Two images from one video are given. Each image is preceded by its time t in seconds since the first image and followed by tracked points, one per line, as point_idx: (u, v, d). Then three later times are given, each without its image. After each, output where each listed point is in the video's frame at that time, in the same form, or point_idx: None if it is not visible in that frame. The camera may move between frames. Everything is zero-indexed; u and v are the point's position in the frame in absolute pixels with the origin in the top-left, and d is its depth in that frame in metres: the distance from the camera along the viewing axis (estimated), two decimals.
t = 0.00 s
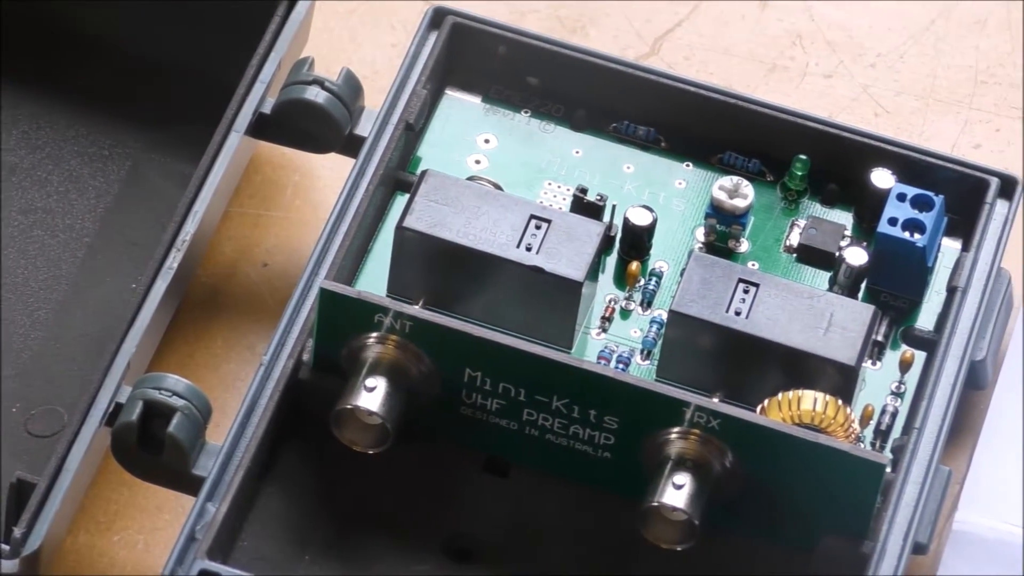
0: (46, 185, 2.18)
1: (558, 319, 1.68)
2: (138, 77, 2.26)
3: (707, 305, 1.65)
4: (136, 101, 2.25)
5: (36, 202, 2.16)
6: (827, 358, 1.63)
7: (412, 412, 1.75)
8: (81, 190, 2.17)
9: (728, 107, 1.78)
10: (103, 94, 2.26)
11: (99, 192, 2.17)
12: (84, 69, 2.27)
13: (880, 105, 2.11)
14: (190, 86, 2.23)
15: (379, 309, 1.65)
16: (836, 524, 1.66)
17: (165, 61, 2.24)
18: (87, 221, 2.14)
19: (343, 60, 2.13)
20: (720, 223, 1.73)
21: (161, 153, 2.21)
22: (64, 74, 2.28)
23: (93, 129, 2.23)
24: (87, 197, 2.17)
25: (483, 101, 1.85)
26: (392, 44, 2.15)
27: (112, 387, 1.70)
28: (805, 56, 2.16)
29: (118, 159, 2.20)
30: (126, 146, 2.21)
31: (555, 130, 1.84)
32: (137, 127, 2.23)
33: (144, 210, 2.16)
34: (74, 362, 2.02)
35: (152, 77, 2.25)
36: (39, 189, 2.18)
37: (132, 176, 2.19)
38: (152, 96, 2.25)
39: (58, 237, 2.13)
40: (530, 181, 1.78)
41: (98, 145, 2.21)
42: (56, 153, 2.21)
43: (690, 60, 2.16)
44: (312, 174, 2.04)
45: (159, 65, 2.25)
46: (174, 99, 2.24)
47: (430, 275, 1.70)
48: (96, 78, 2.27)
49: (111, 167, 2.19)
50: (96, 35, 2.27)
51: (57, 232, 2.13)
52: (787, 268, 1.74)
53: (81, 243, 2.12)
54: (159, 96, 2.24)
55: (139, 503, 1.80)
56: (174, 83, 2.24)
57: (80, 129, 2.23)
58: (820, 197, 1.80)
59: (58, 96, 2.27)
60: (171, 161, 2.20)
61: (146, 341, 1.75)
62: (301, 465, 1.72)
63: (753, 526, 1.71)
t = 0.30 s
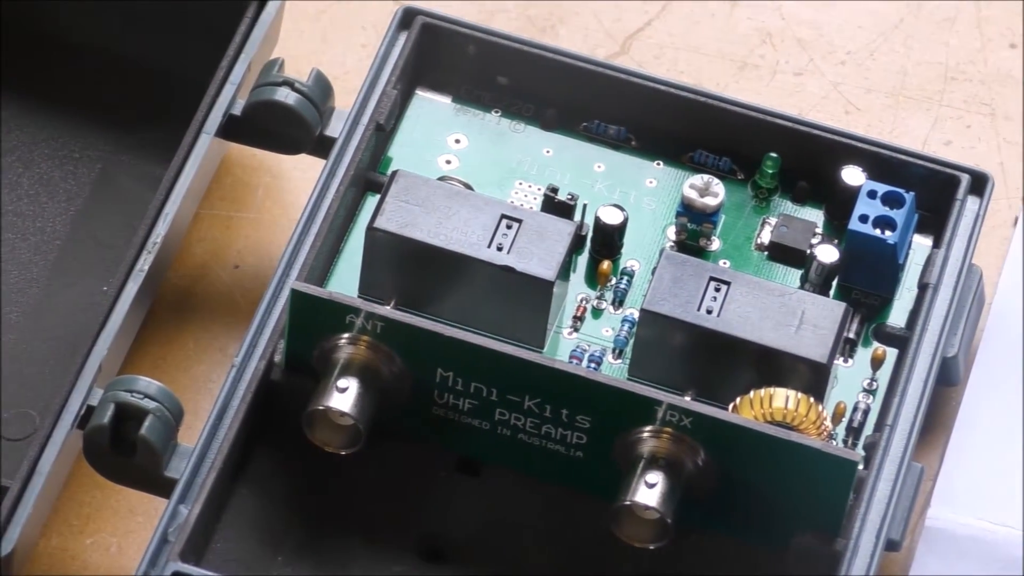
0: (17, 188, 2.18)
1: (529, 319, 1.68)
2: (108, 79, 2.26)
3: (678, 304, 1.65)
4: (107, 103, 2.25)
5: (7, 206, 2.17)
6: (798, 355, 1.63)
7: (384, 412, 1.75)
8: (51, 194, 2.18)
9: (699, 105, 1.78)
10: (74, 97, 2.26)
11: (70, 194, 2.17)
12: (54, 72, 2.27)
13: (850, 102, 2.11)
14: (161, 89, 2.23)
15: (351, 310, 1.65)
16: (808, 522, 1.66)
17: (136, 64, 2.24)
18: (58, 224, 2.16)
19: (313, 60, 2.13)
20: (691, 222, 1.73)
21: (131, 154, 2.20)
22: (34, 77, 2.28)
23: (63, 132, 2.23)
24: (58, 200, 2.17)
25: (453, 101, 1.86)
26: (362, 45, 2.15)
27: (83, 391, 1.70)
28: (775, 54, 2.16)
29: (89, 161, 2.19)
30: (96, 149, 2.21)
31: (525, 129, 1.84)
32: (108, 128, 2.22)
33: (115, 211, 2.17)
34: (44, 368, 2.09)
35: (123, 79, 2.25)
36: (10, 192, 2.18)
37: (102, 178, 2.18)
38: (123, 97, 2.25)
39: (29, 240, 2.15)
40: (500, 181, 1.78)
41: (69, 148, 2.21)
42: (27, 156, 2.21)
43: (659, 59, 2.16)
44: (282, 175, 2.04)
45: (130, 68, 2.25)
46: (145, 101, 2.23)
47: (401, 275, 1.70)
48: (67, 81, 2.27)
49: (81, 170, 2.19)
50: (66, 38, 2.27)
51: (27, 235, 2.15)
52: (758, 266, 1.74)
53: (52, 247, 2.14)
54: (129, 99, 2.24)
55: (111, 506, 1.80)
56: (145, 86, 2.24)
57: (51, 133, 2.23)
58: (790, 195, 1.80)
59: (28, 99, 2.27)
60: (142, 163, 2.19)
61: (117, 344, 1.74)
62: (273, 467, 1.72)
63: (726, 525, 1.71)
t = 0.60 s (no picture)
0: None
1: (503, 318, 1.68)
2: (81, 81, 2.26)
3: (653, 302, 1.65)
4: (81, 104, 2.25)
5: None
6: (773, 354, 1.63)
7: (359, 412, 1.75)
8: (25, 196, 2.19)
9: (671, 103, 1.78)
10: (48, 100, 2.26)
11: (43, 197, 2.19)
12: (27, 75, 2.27)
13: (823, 100, 2.11)
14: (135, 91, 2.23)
15: (325, 311, 1.64)
16: (783, 520, 1.66)
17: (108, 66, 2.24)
18: (31, 226, 2.17)
19: (286, 61, 2.13)
20: (665, 220, 1.74)
21: (105, 156, 2.21)
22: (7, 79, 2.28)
23: (36, 134, 2.24)
24: (31, 202, 2.19)
25: (427, 102, 1.86)
26: (336, 45, 2.15)
27: (57, 393, 1.69)
28: (748, 52, 2.16)
29: (62, 163, 2.20)
30: (71, 150, 2.21)
31: (498, 129, 1.85)
32: (82, 130, 2.23)
33: (88, 213, 2.18)
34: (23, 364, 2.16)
35: (96, 81, 2.25)
36: None
37: (75, 181, 2.20)
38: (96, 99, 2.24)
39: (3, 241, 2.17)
40: (474, 181, 1.79)
41: (42, 150, 2.22)
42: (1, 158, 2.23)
43: (633, 58, 2.16)
44: (255, 176, 2.04)
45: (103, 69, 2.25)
46: (118, 102, 2.23)
47: (375, 275, 1.70)
48: (40, 84, 2.27)
49: (54, 172, 2.20)
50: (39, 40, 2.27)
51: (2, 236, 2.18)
52: (732, 264, 1.75)
53: (25, 248, 2.15)
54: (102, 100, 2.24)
55: (86, 509, 1.81)
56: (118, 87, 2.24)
57: (24, 134, 2.24)
58: (764, 193, 1.81)
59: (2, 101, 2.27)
60: (114, 165, 2.20)
61: (91, 346, 1.74)
62: (249, 468, 1.72)
63: (701, 523, 1.71)
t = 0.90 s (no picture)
0: None
1: (480, 318, 1.68)
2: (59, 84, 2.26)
3: (629, 301, 1.65)
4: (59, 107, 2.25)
5: None
6: (750, 352, 1.63)
7: (336, 413, 1.75)
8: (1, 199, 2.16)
9: (647, 102, 1.78)
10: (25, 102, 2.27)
11: (19, 199, 2.16)
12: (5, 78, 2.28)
13: (799, 98, 2.12)
14: (112, 94, 2.24)
15: (302, 311, 1.64)
16: (762, 518, 1.66)
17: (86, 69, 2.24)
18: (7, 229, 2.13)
19: (261, 62, 2.13)
20: (642, 219, 1.75)
21: (81, 158, 2.20)
22: None
23: (13, 136, 2.24)
24: (7, 205, 2.16)
25: (402, 102, 1.86)
26: (311, 46, 2.14)
27: (35, 396, 1.69)
28: (724, 50, 2.16)
29: (39, 166, 2.20)
30: (46, 153, 2.21)
31: (475, 129, 1.85)
32: (59, 132, 2.23)
33: (64, 215, 2.15)
34: None
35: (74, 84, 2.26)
36: None
37: (52, 181, 2.18)
38: (74, 101, 2.25)
39: None
40: (450, 181, 1.79)
41: (18, 153, 2.22)
42: None
43: (609, 57, 2.16)
44: (231, 177, 2.04)
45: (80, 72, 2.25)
46: (96, 103, 2.24)
47: (351, 276, 1.70)
48: (17, 87, 2.27)
49: (31, 174, 2.19)
50: (16, 43, 2.27)
51: None
52: (709, 262, 1.76)
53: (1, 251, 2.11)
54: (79, 102, 2.25)
55: (64, 511, 1.81)
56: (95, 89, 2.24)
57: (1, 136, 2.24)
58: (740, 191, 1.81)
59: None
60: (91, 167, 2.19)
61: (68, 348, 1.74)
62: (226, 469, 1.72)
63: (680, 521, 1.71)
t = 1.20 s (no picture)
0: None
1: (455, 318, 1.68)
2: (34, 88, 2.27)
3: (604, 300, 1.64)
4: (34, 111, 2.26)
5: None
6: (725, 350, 1.63)
7: (312, 414, 1.75)
8: None
9: (621, 100, 1.79)
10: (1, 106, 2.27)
11: None
12: None
13: (773, 96, 2.12)
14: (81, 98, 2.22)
15: (277, 312, 1.64)
16: (737, 516, 1.66)
17: (60, 72, 2.24)
18: None
19: (235, 64, 2.13)
20: (617, 218, 1.75)
21: (54, 161, 2.21)
22: None
23: None
24: None
25: (376, 102, 1.86)
26: (285, 47, 2.14)
27: (10, 399, 1.69)
28: (698, 48, 2.17)
29: (14, 169, 2.23)
30: (22, 155, 2.23)
31: (449, 129, 1.85)
32: (36, 136, 2.24)
33: (39, 217, 2.22)
34: None
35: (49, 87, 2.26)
36: None
37: (27, 183, 2.22)
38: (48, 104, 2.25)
39: None
40: (425, 181, 1.80)
41: None
42: None
43: (582, 56, 2.16)
44: (206, 178, 2.04)
45: (54, 75, 2.25)
46: (69, 106, 2.23)
47: (326, 277, 1.70)
48: None
49: (7, 177, 2.23)
50: None
51: None
52: (684, 261, 1.76)
53: None
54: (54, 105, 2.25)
55: (40, 514, 1.82)
56: (68, 91, 2.24)
57: None
58: (714, 190, 1.82)
59: None
60: (66, 169, 2.19)
61: (42, 351, 1.74)
62: (201, 470, 1.72)
63: (656, 519, 1.71)
